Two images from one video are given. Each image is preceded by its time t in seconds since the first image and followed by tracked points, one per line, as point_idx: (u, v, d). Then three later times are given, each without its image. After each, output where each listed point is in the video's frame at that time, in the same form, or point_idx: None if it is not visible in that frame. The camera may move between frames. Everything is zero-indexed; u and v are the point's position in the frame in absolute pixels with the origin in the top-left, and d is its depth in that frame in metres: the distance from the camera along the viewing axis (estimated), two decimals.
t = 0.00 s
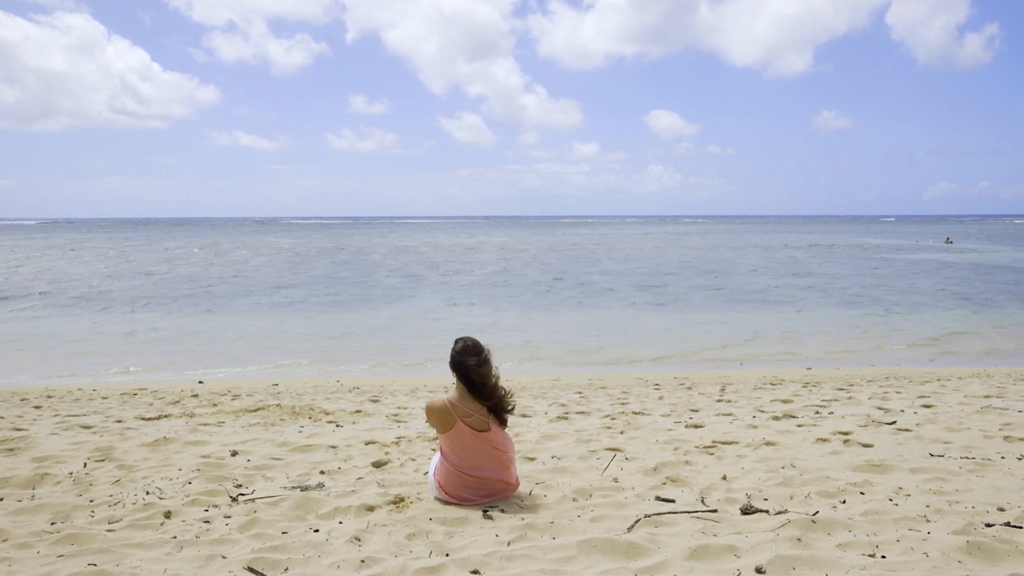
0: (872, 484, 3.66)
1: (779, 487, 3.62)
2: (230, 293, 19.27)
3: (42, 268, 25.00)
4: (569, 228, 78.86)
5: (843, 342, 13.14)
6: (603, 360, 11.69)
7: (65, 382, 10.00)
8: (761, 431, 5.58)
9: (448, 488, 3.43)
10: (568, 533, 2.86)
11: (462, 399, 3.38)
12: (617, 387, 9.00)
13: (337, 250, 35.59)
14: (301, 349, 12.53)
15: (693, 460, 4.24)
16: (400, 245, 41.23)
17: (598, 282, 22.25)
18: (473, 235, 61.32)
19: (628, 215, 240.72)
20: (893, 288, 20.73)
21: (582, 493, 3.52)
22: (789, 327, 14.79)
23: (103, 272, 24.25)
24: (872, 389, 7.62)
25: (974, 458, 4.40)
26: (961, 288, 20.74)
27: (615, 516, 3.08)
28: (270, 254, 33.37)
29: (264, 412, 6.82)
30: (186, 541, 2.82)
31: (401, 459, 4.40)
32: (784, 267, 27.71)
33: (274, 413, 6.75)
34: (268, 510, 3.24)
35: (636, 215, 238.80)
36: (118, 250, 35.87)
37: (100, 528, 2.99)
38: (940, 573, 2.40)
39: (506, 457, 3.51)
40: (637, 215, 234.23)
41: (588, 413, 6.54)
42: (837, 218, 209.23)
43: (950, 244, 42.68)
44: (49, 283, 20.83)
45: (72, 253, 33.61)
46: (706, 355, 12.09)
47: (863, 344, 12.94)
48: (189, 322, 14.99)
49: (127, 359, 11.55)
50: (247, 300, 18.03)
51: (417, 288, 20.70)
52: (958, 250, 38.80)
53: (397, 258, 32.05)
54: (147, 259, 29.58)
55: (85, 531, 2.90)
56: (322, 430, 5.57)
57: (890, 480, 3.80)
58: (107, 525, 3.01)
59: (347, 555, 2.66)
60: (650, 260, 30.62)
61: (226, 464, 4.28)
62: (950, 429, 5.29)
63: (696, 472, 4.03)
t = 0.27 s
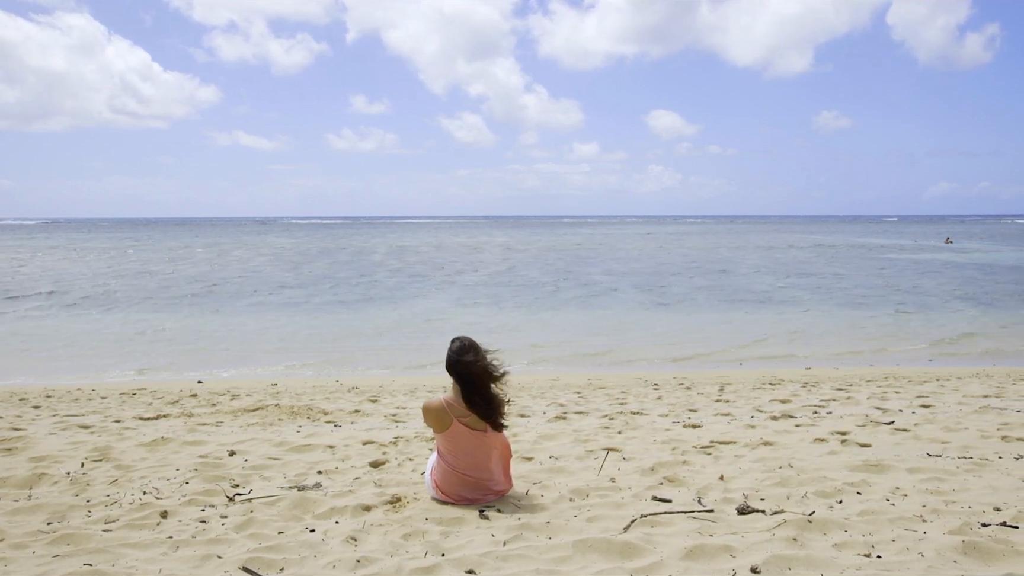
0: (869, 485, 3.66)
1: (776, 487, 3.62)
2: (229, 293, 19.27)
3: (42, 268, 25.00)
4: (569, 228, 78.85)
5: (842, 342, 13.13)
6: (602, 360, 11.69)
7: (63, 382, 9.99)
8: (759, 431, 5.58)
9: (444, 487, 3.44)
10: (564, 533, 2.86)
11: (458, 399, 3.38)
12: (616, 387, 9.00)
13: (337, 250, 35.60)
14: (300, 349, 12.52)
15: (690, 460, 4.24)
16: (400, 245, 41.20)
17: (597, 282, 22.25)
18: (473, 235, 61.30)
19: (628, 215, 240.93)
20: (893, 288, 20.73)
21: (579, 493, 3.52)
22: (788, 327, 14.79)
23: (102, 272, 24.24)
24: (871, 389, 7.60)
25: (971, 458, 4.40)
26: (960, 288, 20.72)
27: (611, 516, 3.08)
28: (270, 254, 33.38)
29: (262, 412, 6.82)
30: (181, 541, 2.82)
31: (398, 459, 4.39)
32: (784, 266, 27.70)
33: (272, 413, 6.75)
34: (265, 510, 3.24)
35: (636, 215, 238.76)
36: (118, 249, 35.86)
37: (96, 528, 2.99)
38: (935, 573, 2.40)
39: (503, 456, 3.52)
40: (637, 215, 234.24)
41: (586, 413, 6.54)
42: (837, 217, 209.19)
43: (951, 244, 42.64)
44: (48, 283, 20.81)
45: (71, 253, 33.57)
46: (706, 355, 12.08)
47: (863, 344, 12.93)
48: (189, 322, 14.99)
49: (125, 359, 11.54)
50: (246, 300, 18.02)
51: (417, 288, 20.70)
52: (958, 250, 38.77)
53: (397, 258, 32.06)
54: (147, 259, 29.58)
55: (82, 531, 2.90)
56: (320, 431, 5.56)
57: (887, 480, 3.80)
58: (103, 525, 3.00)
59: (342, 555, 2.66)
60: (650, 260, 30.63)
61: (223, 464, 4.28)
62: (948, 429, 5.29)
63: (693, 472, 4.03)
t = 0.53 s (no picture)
0: (866, 485, 3.65)
1: (773, 487, 3.62)
2: (229, 292, 19.28)
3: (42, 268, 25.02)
4: (569, 228, 78.88)
5: (842, 342, 13.12)
6: (601, 360, 11.70)
7: (62, 382, 9.99)
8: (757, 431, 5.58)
9: (441, 487, 3.44)
10: (561, 533, 2.86)
11: (456, 399, 3.38)
12: (614, 387, 9.00)
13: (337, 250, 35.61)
14: (299, 349, 12.53)
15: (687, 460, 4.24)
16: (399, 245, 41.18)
17: (597, 282, 22.25)
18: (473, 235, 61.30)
19: (628, 214, 240.95)
20: (893, 288, 20.73)
21: (576, 493, 3.52)
22: (788, 327, 14.78)
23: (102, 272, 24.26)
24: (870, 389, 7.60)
25: (969, 458, 4.40)
26: (960, 287, 20.72)
27: (608, 516, 3.08)
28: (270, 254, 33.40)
29: (261, 412, 6.82)
30: (178, 541, 2.82)
31: (396, 459, 4.39)
32: (784, 266, 27.70)
33: (271, 413, 6.75)
34: (262, 510, 3.23)
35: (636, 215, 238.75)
36: (118, 249, 35.88)
37: (93, 528, 2.99)
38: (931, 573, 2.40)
39: (500, 457, 3.51)
40: (637, 215, 234.25)
41: (585, 413, 6.53)
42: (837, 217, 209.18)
43: (951, 244, 42.63)
44: (48, 283, 20.83)
45: (72, 253, 33.59)
46: (705, 355, 12.08)
47: (862, 344, 12.92)
48: (188, 322, 15.00)
49: (124, 360, 11.55)
50: (245, 300, 18.02)
51: (417, 288, 20.71)
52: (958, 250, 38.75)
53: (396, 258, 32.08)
54: (147, 258, 29.60)
55: (78, 531, 2.90)
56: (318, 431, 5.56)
57: (885, 480, 3.79)
58: (100, 525, 3.01)
59: (338, 555, 2.66)
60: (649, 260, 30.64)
61: (220, 464, 4.28)
62: (946, 429, 5.28)
63: (690, 472, 4.03)
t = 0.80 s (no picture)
0: (863, 484, 3.66)
1: (769, 487, 3.62)
2: (228, 292, 19.28)
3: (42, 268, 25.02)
4: (568, 228, 78.91)
5: (841, 342, 13.13)
6: (601, 360, 11.70)
7: (60, 382, 9.98)
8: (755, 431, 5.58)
9: (438, 487, 3.44)
10: (557, 533, 2.86)
11: (453, 399, 3.38)
12: (613, 387, 8.99)
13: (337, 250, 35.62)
14: (298, 349, 12.53)
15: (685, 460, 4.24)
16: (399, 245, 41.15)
17: (597, 282, 22.25)
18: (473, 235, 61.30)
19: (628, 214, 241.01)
20: (892, 288, 20.73)
21: (573, 493, 3.53)
22: (787, 327, 14.79)
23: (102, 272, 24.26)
24: (869, 389, 7.60)
25: (967, 458, 4.40)
26: (960, 287, 20.71)
27: (605, 517, 3.08)
28: (270, 254, 33.41)
29: (259, 412, 6.81)
30: (174, 541, 2.81)
31: (394, 459, 4.40)
32: (784, 266, 27.71)
33: (270, 413, 6.74)
34: (258, 510, 3.23)
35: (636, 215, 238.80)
36: (118, 249, 35.88)
37: (90, 528, 2.99)
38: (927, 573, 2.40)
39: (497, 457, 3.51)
40: (637, 215, 234.31)
41: (583, 413, 6.53)
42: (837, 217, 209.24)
43: (951, 244, 42.65)
44: (47, 283, 20.83)
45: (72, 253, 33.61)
46: (704, 355, 12.08)
47: (861, 344, 12.92)
48: (187, 322, 15.00)
49: (123, 360, 11.55)
50: (244, 300, 18.02)
51: (416, 288, 20.71)
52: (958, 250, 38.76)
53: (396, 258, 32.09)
54: (147, 258, 29.61)
55: (75, 531, 2.90)
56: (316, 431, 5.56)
57: (882, 480, 3.79)
58: (96, 525, 3.01)
59: (335, 555, 2.67)
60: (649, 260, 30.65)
61: (218, 464, 4.28)
62: (945, 429, 5.29)
63: (688, 472, 4.03)
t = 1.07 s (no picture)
0: (861, 484, 3.66)
1: (766, 487, 3.63)
2: (228, 292, 19.28)
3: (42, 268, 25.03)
4: (568, 228, 78.94)
5: (841, 343, 13.12)
6: (600, 360, 11.70)
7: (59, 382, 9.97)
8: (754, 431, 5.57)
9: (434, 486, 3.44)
10: (554, 533, 2.86)
11: (450, 399, 3.38)
12: (613, 387, 8.99)
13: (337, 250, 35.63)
14: (298, 349, 12.53)
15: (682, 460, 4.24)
16: (399, 245, 41.13)
17: (596, 282, 22.26)
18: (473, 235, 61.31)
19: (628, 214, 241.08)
20: (892, 288, 20.74)
21: (571, 493, 3.53)
22: (787, 327, 14.79)
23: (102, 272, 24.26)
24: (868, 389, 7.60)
25: (965, 458, 4.40)
26: (960, 288, 20.72)
27: (602, 517, 3.08)
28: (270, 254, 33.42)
29: (258, 412, 6.81)
30: (171, 542, 2.81)
31: (392, 459, 4.40)
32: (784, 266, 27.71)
33: (268, 413, 6.74)
34: (255, 509, 3.23)
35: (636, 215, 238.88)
36: (118, 249, 35.89)
37: (87, 528, 2.99)
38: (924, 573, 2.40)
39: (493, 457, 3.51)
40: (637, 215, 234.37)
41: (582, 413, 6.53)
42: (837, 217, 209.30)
43: (951, 244, 42.69)
44: (47, 283, 20.82)
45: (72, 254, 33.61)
46: (704, 355, 12.08)
47: (860, 345, 12.93)
48: (187, 322, 15.00)
49: (123, 359, 11.55)
50: (244, 300, 18.01)
51: (416, 288, 20.71)
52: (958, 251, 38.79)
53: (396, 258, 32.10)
54: (147, 258, 29.61)
55: (73, 531, 2.90)
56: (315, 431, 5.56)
57: (879, 480, 3.79)
58: (94, 525, 3.01)
59: (332, 556, 2.67)
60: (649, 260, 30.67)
61: (216, 464, 4.28)
62: (944, 430, 5.28)
63: (685, 472, 4.04)
